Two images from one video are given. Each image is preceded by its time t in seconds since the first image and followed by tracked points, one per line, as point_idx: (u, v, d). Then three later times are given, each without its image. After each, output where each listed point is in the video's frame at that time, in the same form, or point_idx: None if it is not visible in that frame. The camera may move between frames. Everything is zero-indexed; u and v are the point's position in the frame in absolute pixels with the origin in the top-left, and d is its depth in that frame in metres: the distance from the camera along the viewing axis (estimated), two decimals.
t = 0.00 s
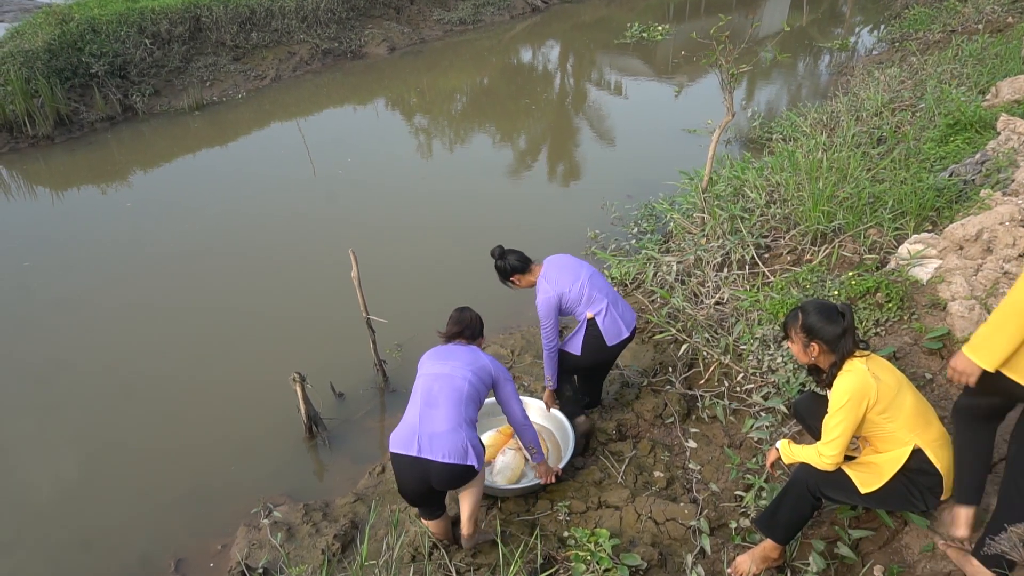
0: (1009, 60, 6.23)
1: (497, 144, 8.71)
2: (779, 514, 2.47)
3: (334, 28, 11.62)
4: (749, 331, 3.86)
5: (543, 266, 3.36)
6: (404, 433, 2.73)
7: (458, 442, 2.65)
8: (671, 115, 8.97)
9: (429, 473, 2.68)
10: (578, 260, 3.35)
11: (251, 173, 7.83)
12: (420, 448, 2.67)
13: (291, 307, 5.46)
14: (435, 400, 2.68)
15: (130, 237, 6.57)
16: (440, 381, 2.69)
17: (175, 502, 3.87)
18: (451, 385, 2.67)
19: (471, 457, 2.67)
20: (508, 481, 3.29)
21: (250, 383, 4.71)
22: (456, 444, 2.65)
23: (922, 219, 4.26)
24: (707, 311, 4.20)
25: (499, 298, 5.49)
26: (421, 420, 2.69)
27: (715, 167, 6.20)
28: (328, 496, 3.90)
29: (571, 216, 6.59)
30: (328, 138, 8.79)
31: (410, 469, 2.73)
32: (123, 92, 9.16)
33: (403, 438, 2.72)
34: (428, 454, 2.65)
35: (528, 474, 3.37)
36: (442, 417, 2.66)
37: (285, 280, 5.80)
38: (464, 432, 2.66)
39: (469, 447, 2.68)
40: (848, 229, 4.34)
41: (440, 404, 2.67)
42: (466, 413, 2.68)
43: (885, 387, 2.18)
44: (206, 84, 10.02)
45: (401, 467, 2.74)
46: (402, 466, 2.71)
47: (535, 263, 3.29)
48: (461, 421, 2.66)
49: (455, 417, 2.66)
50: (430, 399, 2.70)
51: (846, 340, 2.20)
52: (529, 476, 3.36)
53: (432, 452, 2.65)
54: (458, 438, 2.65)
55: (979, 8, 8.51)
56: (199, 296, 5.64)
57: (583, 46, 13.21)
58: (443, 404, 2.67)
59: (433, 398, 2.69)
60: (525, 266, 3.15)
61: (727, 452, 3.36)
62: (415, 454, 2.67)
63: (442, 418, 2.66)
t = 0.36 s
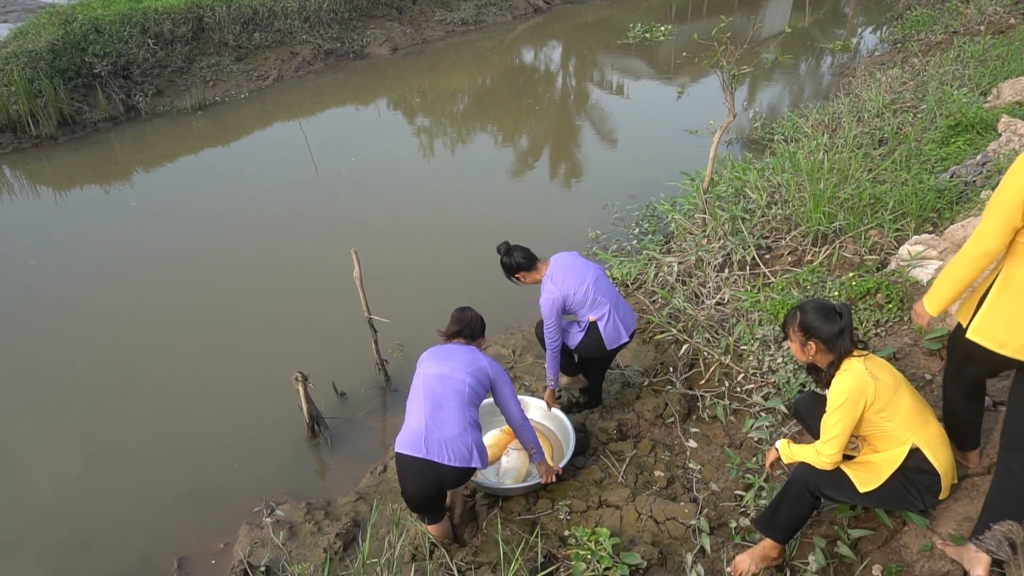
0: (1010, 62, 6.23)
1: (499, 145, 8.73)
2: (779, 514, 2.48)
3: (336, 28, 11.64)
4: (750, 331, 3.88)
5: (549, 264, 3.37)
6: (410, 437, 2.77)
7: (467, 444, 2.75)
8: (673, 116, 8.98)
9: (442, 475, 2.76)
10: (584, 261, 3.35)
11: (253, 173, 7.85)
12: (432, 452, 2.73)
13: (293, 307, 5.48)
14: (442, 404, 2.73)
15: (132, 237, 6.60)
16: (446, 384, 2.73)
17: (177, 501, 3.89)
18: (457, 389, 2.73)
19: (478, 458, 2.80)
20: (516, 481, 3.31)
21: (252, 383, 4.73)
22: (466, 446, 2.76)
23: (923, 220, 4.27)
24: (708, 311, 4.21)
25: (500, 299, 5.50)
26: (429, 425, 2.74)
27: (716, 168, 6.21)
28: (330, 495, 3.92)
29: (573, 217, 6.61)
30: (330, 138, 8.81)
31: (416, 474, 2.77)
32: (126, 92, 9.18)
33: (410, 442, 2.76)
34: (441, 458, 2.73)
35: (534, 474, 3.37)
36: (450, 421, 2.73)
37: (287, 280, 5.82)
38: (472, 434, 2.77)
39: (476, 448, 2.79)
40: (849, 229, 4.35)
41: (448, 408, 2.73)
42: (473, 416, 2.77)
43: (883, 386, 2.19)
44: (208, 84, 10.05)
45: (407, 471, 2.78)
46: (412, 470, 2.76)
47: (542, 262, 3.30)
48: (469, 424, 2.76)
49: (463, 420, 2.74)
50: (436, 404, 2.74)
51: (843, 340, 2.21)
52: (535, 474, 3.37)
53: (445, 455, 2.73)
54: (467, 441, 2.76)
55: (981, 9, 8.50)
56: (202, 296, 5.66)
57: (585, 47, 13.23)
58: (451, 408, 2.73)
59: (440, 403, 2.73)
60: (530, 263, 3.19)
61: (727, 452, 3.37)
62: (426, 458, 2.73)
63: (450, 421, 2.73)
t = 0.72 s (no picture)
0: (1012, 62, 6.23)
1: (501, 145, 8.74)
2: (778, 510, 2.50)
3: (339, 28, 11.67)
4: (751, 330, 3.89)
5: (552, 263, 3.35)
6: (414, 440, 2.81)
7: (471, 444, 2.82)
8: (675, 116, 8.99)
9: (449, 476, 2.82)
10: (586, 262, 3.36)
11: (255, 173, 7.88)
12: (438, 454, 2.78)
13: (295, 306, 5.50)
14: (444, 407, 2.76)
15: (135, 236, 6.62)
16: (447, 387, 2.76)
17: (180, 499, 3.92)
18: (458, 391, 2.76)
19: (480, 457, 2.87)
20: (513, 479, 3.32)
21: (254, 381, 4.75)
22: (470, 447, 2.82)
23: (923, 220, 4.28)
24: (709, 310, 4.22)
25: (501, 298, 5.52)
26: (433, 429, 2.77)
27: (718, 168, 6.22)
28: (332, 492, 3.94)
29: (574, 216, 6.63)
30: (332, 138, 8.83)
31: (421, 475, 2.81)
32: (129, 92, 9.22)
33: (415, 445, 2.80)
34: (447, 459, 2.79)
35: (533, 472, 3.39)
36: (453, 424, 2.78)
37: (289, 279, 5.83)
38: (474, 434, 2.83)
39: (478, 447, 2.86)
40: (850, 229, 4.36)
41: (450, 410, 2.77)
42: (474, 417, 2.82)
43: (881, 384, 2.20)
44: (211, 84, 10.08)
45: (411, 473, 2.82)
46: (418, 471, 2.80)
47: (547, 261, 3.31)
48: (472, 424, 2.82)
49: (465, 421, 2.79)
50: (437, 407, 2.77)
51: (841, 339, 2.22)
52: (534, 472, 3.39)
53: (451, 457, 2.79)
54: (470, 441, 2.82)
55: (983, 10, 8.50)
56: (204, 295, 5.69)
57: (587, 47, 13.24)
58: (452, 411, 2.77)
59: (442, 406, 2.76)
60: (535, 262, 3.18)
61: (728, 450, 3.38)
62: (432, 460, 2.78)
63: (453, 423, 2.78)
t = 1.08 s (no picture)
0: (1016, 62, 6.22)
1: (504, 144, 8.74)
2: (780, 509, 2.50)
3: (342, 28, 11.68)
4: (754, 330, 3.89)
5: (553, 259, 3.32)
6: (405, 432, 2.82)
7: (460, 439, 2.83)
8: (678, 116, 8.99)
9: (437, 470, 2.82)
10: (585, 259, 3.37)
11: (258, 172, 7.89)
12: (427, 447, 2.79)
13: (298, 304, 5.51)
14: (436, 401, 2.78)
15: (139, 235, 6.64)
16: (441, 382, 2.78)
17: (182, 496, 3.93)
18: (452, 387, 2.78)
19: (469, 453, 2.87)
20: (515, 477, 3.33)
21: (257, 380, 4.76)
22: (459, 441, 2.83)
23: (927, 220, 4.27)
24: (712, 310, 4.22)
25: (504, 297, 5.52)
26: (423, 421, 2.79)
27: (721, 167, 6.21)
28: (335, 490, 3.95)
29: (577, 216, 6.63)
30: (335, 137, 8.84)
31: (411, 468, 2.82)
32: (133, 91, 9.24)
33: (405, 437, 2.82)
34: (436, 453, 2.79)
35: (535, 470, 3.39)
36: (443, 417, 2.79)
37: (292, 278, 5.84)
38: (464, 429, 2.84)
39: (468, 443, 2.86)
40: (853, 229, 4.36)
41: (441, 405, 2.78)
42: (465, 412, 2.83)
43: (884, 384, 2.20)
44: (215, 83, 10.10)
45: (402, 465, 2.83)
46: (408, 464, 2.81)
47: (548, 258, 3.26)
48: (462, 420, 2.82)
49: (456, 416, 2.80)
50: (429, 400, 2.78)
51: (843, 338, 2.22)
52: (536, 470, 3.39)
53: (439, 451, 2.79)
54: (460, 436, 2.83)
55: (987, 10, 8.48)
56: (207, 294, 5.70)
57: (590, 47, 13.23)
58: (443, 405, 2.78)
59: (434, 400, 2.78)
60: (537, 258, 3.15)
61: (731, 449, 3.38)
62: (422, 453, 2.79)
63: (444, 417, 2.79)
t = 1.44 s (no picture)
0: None
1: (509, 144, 8.75)
2: (786, 511, 2.50)
3: (348, 28, 11.70)
4: (759, 330, 3.88)
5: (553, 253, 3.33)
6: (401, 420, 2.85)
7: (454, 432, 2.82)
8: (684, 117, 8.99)
9: (430, 461, 2.82)
10: (585, 258, 3.38)
11: (264, 171, 7.92)
12: (421, 436, 2.80)
13: (303, 303, 5.53)
14: (432, 392, 2.80)
15: (145, 233, 6.67)
16: (440, 374, 2.80)
17: (187, 494, 3.95)
18: (450, 380, 2.79)
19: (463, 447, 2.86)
20: (524, 476, 3.35)
21: (263, 378, 4.78)
22: (452, 434, 2.82)
23: (934, 220, 4.26)
24: (717, 310, 4.21)
25: (508, 297, 5.53)
26: (419, 410, 2.80)
27: (726, 168, 6.21)
28: (339, 489, 3.96)
29: (582, 216, 6.63)
30: (341, 137, 8.85)
31: (406, 457, 2.82)
32: (140, 90, 9.29)
33: (400, 425, 2.84)
34: (430, 443, 2.79)
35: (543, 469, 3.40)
36: (439, 409, 2.80)
37: (298, 277, 5.86)
38: (459, 422, 2.83)
39: (462, 437, 2.85)
40: (859, 229, 4.35)
41: (437, 395, 2.80)
42: (461, 406, 2.83)
43: (891, 385, 2.20)
44: (221, 83, 10.14)
45: (396, 454, 2.85)
46: (402, 452, 2.83)
47: (549, 253, 3.27)
48: (458, 413, 2.82)
49: (452, 409, 2.81)
50: (427, 391, 2.81)
51: (851, 337, 2.21)
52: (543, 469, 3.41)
53: (433, 441, 2.79)
54: (455, 430, 2.82)
55: (994, 10, 8.44)
56: (213, 292, 5.72)
57: (595, 47, 13.22)
58: (439, 396, 2.80)
59: (431, 390, 2.80)
60: (539, 252, 3.16)
61: (735, 450, 3.38)
62: (415, 442, 2.80)
63: (440, 408, 2.80)
